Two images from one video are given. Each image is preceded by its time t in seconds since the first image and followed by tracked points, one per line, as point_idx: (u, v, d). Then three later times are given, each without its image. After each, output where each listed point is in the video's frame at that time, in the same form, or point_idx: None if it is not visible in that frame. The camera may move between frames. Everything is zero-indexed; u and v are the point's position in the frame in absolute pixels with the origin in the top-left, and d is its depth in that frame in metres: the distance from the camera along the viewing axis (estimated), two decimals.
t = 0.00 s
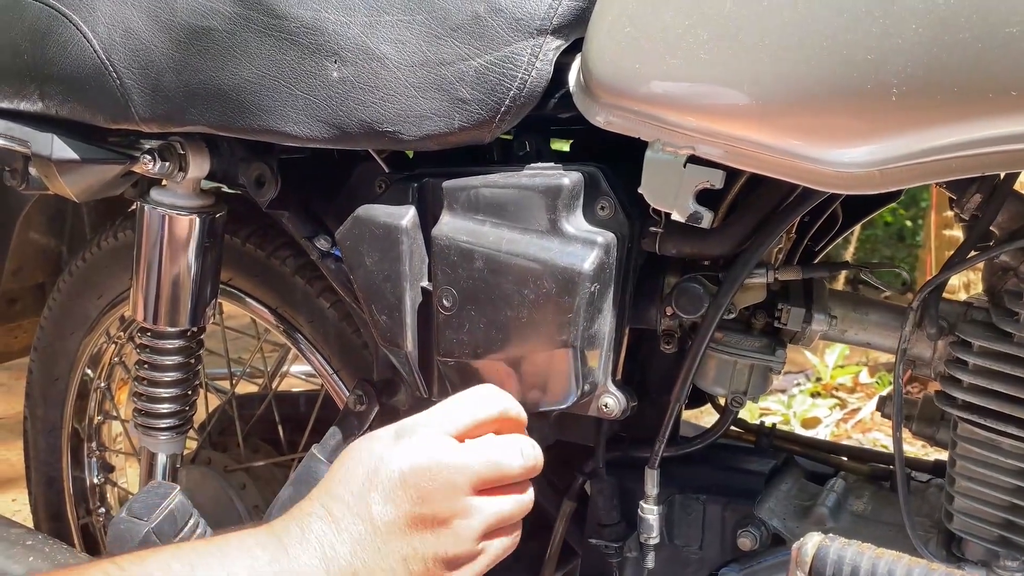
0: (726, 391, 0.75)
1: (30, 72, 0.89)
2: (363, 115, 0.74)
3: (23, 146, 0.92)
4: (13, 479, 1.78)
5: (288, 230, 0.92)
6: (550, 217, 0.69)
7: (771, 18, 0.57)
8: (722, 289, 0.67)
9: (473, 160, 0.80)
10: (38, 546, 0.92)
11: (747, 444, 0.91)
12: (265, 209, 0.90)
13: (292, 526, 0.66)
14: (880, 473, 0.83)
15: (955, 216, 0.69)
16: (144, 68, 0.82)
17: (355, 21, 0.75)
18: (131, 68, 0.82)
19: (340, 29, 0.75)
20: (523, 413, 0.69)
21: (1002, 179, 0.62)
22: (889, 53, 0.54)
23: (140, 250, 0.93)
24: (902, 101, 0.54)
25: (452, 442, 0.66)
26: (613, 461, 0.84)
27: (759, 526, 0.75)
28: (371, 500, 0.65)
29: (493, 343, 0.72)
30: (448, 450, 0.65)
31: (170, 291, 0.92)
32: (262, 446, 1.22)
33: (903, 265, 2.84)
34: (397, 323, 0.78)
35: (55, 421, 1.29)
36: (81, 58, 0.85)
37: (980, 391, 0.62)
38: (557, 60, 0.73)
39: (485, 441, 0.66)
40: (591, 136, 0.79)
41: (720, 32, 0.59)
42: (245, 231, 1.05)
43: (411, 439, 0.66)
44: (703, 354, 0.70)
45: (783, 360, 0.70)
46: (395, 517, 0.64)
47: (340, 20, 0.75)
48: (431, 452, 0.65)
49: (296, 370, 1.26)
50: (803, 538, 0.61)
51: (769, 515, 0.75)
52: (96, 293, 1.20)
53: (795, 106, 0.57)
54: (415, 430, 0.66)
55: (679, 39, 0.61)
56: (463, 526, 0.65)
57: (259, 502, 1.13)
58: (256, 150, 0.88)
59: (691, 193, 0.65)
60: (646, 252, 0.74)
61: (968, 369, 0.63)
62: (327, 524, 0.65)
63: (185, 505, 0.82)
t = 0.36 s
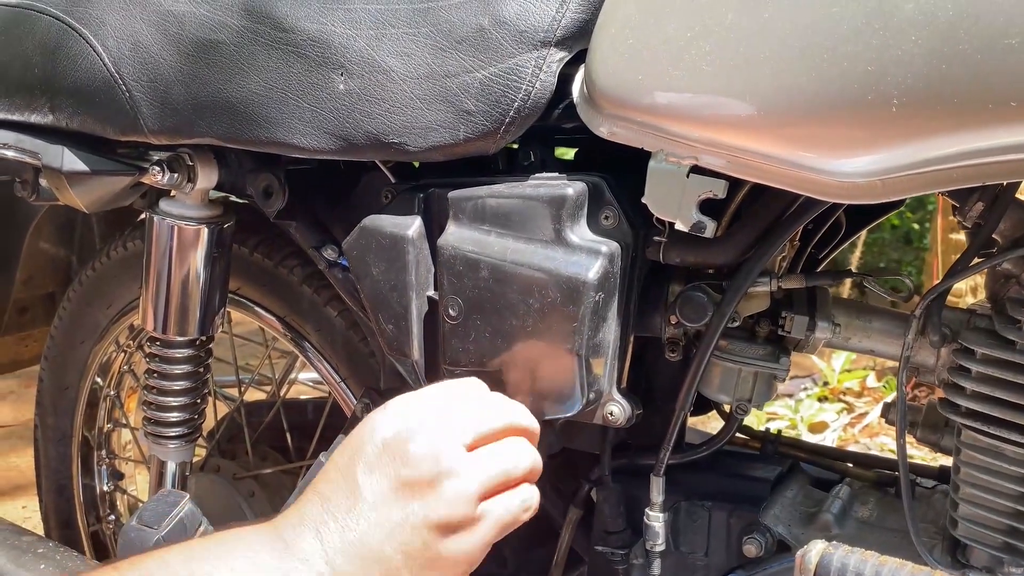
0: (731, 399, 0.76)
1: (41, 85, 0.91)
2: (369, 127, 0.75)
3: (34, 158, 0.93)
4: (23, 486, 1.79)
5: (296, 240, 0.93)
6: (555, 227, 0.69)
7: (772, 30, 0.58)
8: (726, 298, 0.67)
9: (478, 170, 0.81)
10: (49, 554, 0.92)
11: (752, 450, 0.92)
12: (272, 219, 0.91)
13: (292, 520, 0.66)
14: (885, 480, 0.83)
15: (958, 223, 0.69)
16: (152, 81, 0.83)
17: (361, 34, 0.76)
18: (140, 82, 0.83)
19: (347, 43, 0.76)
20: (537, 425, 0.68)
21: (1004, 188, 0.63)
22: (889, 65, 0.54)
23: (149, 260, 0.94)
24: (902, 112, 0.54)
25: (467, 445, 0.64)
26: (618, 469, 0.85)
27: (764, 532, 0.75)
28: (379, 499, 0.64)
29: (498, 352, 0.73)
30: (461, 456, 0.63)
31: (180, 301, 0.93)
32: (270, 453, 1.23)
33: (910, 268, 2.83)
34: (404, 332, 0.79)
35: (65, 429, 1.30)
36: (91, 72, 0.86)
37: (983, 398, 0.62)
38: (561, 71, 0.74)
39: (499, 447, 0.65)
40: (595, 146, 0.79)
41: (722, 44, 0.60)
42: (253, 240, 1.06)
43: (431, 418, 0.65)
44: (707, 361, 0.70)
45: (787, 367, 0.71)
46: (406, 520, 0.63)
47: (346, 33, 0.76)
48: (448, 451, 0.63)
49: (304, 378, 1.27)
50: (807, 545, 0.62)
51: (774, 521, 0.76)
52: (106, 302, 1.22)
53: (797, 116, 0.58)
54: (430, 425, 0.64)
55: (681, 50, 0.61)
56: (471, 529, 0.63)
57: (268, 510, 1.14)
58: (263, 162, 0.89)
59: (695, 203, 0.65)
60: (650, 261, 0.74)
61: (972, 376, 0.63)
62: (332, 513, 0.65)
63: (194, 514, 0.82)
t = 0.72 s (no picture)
0: (734, 411, 0.76)
1: (52, 101, 0.92)
2: (375, 142, 0.76)
3: (45, 173, 0.95)
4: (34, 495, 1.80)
5: (303, 253, 0.94)
6: (559, 241, 0.70)
7: (772, 48, 0.59)
8: (729, 310, 0.68)
9: (483, 184, 0.82)
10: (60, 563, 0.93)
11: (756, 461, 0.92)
12: (281, 233, 0.92)
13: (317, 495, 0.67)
14: (889, 489, 0.83)
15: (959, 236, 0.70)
16: (162, 97, 0.84)
17: (368, 52, 0.77)
18: (150, 98, 0.85)
19: (354, 60, 0.77)
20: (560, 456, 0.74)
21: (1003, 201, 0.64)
22: (887, 82, 0.55)
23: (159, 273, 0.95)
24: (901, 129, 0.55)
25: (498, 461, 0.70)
26: (624, 480, 0.85)
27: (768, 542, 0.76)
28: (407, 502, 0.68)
29: (504, 364, 0.73)
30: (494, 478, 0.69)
31: (189, 313, 0.95)
32: (279, 463, 1.24)
33: (916, 273, 2.82)
34: (411, 345, 0.80)
35: (77, 439, 1.32)
36: (102, 89, 0.87)
37: (984, 410, 0.63)
38: (565, 86, 0.75)
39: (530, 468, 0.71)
40: (598, 160, 0.80)
41: (723, 62, 0.61)
42: (261, 253, 1.07)
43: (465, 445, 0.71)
44: (711, 373, 0.71)
45: (790, 379, 0.71)
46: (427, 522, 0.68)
47: (353, 51, 0.77)
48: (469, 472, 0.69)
49: (312, 388, 1.28)
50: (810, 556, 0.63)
51: (778, 532, 0.76)
52: (116, 313, 1.23)
53: (797, 132, 0.58)
54: (446, 449, 0.70)
55: (683, 68, 0.62)
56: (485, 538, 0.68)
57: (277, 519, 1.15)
58: (272, 176, 0.90)
59: (697, 217, 0.66)
60: (654, 274, 0.75)
61: (973, 388, 0.63)
62: (362, 505, 0.67)
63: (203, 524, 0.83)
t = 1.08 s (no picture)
0: (739, 421, 0.77)
1: (62, 115, 0.93)
2: (381, 156, 0.77)
3: (55, 185, 0.96)
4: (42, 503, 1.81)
5: (310, 265, 0.95)
6: (563, 253, 0.71)
7: (774, 64, 0.60)
8: (733, 322, 0.68)
9: (488, 197, 0.83)
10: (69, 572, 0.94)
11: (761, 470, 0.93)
12: (288, 245, 0.93)
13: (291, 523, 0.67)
14: (893, 498, 0.84)
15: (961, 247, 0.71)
16: (170, 112, 0.85)
17: (374, 67, 0.78)
18: (159, 112, 0.86)
19: (360, 75, 0.78)
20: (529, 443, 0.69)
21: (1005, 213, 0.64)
22: (888, 97, 0.56)
23: (167, 285, 0.96)
24: (902, 144, 0.56)
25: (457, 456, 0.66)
26: (629, 489, 0.86)
27: (774, 552, 0.76)
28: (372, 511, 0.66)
29: (510, 376, 0.74)
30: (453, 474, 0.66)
31: (197, 324, 0.95)
32: (286, 471, 1.25)
33: (922, 278, 2.82)
34: (417, 356, 0.80)
35: (85, 448, 1.32)
36: (111, 104, 0.89)
37: (987, 420, 0.64)
38: (569, 100, 0.75)
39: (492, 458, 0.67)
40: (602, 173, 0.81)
41: (725, 77, 0.61)
42: (268, 263, 1.08)
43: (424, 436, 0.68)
44: (716, 384, 0.71)
45: (794, 390, 0.72)
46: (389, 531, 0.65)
47: (360, 66, 0.78)
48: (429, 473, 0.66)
49: (318, 397, 1.28)
50: None
51: (783, 541, 0.77)
52: (124, 323, 1.24)
53: (799, 147, 0.59)
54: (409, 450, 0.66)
55: (686, 83, 0.63)
56: (472, 542, 0.65)
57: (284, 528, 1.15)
58: (278, 189, 0.91)
59: (701, 230, 0.67)
60: (658, 286, 0.76)
61: (975, 399, 0.64)
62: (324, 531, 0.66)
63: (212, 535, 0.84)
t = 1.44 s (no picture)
0: (743, 421, 0.77)
1: (66, 117, 0.94)
2: (385, 157, 0.77)
3: (59, 188, 0.96)
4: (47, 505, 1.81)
5: (315, 266, 0.95)
6: (566, 254, 0.71)
7: (776, 63, 0.60)
8: (737, 321, 0.68)
9: (491, 197, 0.83)
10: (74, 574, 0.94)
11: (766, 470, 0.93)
12: (292, 246, 0.93)
13: None
14: (898, 498, 0.84)
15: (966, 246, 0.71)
16: (174, 113, 0.86)
17: (377, 68, 0.78)
18: (163, 115, 0.86)
19: (363, 76, 0.78)
20: None
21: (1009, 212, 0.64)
22: (892, 95, 0.56)
23: (171, 287, 0.96)
24: (904, 143, 0.56)
25: None
26: (633, 490, 0.86)
27: (779, 552, 0.76)
28: None
29: (514, 376, 0.74)
30: None
31: (201, 326, 0.95)
32: (290, 473, 1.25)
33: (927, 279, 2.81)
34: (421, 356, 0.80)
35: (90, 450, 1.33)
36: (116, 106, 0.89)
37: (991, 419, 0.63)
38: (572, 100, 0.75)
39: None
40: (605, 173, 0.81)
41: (728, 77, 0.61)
42: (272, 265, 1.08)
43: None
44: (719, 384, 0.71)
45: (798, 390, 0.72)
46: None
47: (363, 67, 0.79)
48: None
49: (323, 399, 1.29)
50: None
51: (787, 541, 0.77)
52: (129, 325, 1.24)
53: (803, 146, 0.59)
54: None
55: (688, 83, 0.63)
56: None
57: (288, 529, 1.15)
58: (282, 191, 0.92)
59: (704, 230, 0.67)
60: (662, 285, 0.76)
61: (979, 398, 0.64)
62: None
63: (217, 536, 0.84)
